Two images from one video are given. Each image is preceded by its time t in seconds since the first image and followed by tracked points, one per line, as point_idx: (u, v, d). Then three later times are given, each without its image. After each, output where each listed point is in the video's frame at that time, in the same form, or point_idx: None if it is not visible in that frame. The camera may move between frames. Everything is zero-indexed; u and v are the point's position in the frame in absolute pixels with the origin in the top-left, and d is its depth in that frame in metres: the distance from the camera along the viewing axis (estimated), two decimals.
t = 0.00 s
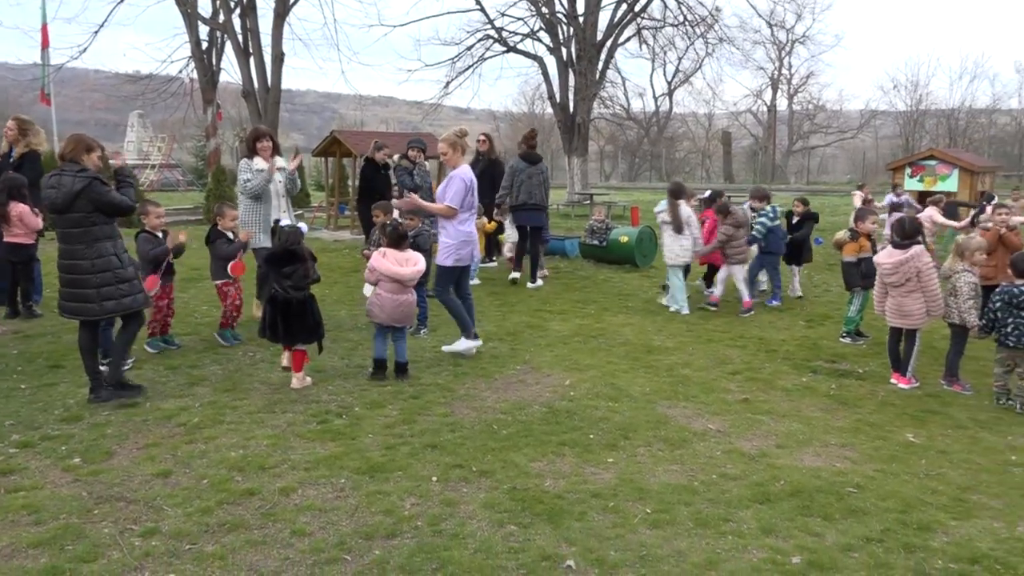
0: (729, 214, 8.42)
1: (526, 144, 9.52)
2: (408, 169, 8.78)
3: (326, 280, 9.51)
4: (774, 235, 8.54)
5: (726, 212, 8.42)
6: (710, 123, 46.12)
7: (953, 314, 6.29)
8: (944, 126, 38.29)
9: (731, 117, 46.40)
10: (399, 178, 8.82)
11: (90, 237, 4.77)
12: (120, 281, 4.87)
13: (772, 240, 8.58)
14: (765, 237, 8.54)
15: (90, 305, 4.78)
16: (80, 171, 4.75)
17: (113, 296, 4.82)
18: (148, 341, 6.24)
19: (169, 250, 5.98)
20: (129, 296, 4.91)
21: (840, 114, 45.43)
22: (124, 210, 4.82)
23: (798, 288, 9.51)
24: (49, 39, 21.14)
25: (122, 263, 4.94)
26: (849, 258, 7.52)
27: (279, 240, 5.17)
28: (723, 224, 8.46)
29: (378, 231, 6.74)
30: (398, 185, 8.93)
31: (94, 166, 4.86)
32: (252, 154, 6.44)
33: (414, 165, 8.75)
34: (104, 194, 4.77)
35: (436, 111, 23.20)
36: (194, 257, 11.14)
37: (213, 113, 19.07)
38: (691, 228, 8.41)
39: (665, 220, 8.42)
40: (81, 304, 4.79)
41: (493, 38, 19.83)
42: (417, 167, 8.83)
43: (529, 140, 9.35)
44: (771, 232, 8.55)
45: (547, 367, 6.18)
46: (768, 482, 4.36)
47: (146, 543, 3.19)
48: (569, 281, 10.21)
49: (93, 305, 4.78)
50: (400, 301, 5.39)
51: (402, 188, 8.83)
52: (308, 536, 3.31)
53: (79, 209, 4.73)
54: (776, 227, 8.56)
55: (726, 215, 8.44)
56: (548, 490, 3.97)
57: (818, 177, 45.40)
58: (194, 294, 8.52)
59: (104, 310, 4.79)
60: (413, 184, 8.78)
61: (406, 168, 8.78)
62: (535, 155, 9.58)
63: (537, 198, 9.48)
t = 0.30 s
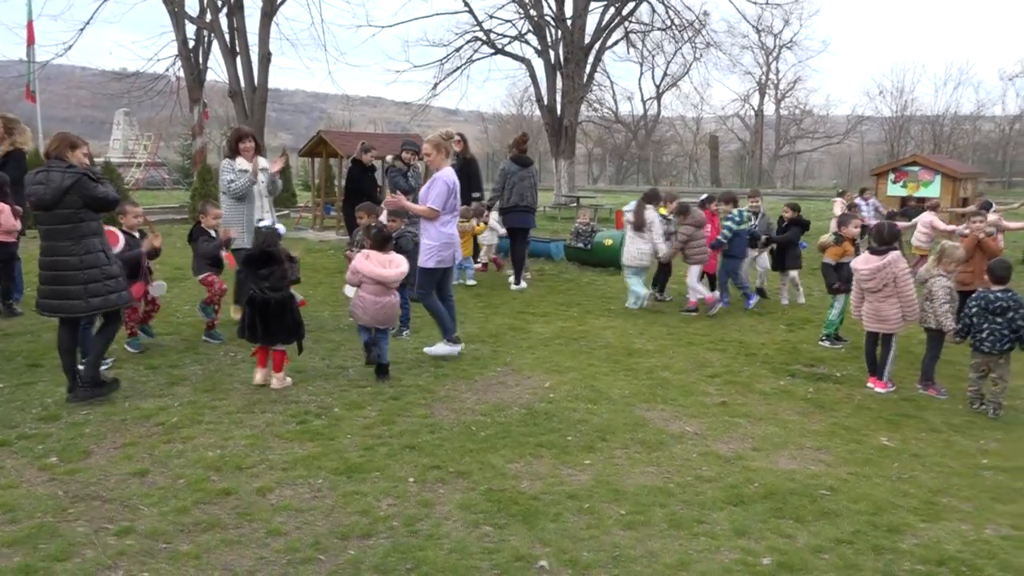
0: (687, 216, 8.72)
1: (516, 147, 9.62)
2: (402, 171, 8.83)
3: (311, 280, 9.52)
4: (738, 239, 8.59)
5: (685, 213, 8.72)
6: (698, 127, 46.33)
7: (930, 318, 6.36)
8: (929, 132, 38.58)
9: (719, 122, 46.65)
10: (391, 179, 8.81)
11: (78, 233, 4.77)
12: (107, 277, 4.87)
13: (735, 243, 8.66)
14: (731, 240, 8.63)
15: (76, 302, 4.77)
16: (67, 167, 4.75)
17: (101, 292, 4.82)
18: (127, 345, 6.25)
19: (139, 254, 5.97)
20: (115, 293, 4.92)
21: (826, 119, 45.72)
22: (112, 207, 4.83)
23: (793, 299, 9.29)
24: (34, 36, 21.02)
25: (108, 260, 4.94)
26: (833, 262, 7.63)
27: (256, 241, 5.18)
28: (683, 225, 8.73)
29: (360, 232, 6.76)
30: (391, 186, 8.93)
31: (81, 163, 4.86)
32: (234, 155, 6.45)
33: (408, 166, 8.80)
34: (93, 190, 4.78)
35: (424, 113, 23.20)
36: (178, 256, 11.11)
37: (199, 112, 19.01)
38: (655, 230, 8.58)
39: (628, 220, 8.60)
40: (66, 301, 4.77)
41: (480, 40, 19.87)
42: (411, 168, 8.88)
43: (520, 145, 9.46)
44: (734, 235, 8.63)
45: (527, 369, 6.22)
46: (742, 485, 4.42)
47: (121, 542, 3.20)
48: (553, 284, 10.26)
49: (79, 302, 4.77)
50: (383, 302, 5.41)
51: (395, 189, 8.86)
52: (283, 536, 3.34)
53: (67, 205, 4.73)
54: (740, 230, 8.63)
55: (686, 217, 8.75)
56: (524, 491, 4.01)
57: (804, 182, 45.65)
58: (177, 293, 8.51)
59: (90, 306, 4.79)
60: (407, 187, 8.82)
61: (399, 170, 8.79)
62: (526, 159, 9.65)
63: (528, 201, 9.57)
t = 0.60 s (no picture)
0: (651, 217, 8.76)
1: (500, 148, 9.66)
2: (399, 174, 8.99)
3: (294, 281, 9.53)
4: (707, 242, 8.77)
5: (649, 213, 8.80)
6: (685, 130, 46.54)
7: (905, 320, 6.45)
8: (914, 136, 38.83)
9: (706, 124, 46.86)
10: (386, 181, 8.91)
11: (67, 237, 4.78)
12: (91, 283, 4.87)
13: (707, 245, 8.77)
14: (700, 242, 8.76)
15: (57, 305, 4.76)
16: (63, 170, 4.78)
17: (83, 297, 4.82)
18: (108, 345, 6.25)
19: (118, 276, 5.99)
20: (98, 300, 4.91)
21: (813, 123, 45.98)
22: (102, 216, 4.82)
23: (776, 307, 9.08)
24: (18, 34, 20.91)
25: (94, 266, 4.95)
26: (814, 263, 7.65)
27: (225, 241, 5.24)
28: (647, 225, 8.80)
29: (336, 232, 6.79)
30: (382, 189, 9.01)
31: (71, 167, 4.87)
32: (211, 155, 6.47)
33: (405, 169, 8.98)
34: (85, 196, 4.79)
35: (412, 114, 23.22)
36: (161, 257, 11.10)
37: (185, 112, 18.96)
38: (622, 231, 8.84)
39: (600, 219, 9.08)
40: (48, 303, 4.78)
41: (468, 41, 19.91)
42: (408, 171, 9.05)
43: (503, 146, 9.54)
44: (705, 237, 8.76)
45: (507, 370, 6.26)
46: (715, 484, 4.48)
47: (94, 541, 3.22)
48: (537, 285, 10.32)
49: (60, 305, 4.77)
50: (358, 303, 5.46)
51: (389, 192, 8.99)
52: (257, 535, 3.37)
53: (58, 208, 4.74)
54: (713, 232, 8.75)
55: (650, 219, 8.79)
56: (498, 491, 4.05)
57: (790, 185, 45.87)
58: (158, 294, 8.51)
59: (70, 310, 4.78)
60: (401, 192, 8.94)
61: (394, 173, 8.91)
62: (510, 160, 9.70)
63: (515, 201, 9.67)
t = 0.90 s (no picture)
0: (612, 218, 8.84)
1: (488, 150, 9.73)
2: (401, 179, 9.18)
3: (279, 284, 9.53)
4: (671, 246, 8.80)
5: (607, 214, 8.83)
6: (673, 133, 46.73)
7: (885, 322, 6.52)
8: (899, 139, 39.06)
9: (694, 127, 47.03)
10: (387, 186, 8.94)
11: (53, 240, 4.78)
12: (77, 287, 4.89)
13: (672, 249, 8.81)
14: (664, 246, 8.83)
15: (43, 308, 4.77)
16: (49, 174, 4.75)
17: (69, 300, 4.83)
18: (103, 345, 6.32)
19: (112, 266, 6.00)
20: (84, 302, 4.92)
21: (800, 125, 46.21)
22: (87, 220, 4.82)
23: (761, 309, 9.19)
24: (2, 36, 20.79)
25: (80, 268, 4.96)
26: (792, 266, 7.80)
27: (205, 243, 5.24)
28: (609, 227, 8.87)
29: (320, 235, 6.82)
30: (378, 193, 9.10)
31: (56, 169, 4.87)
32: (191, 159, 6.50)
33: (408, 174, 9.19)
34: (73, 201, 4.79)
35: (399, 115, 23.23)
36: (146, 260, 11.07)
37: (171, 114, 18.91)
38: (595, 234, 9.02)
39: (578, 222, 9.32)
40: (35, 306, 4.78)
41: (455, 44, 19.95)
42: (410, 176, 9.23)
43: (493, 149, 9.59)
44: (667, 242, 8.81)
45: (490, 372, 6.29)
46: (695, 484, 4.52)
47: (72, 543, 3.24)
48: (523, 287, 10.37)
49: (47, 308, 4.78)
50: (343, 305, 5.47)
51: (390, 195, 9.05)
52: (236, 536, 3.38)
53: (44, 212, 4.73)
54: (682, 236, 8.80)
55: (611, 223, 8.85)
56: (478, 491, 4.08)
57: (777, 187, 46.09)
58: (142, 297, 8.49)
59: (58, 314, 4.79)
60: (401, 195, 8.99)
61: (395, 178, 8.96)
62: (499, 162, 9.77)
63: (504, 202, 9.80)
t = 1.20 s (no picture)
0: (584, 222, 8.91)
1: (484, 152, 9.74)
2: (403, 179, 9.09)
3: (267, 287, 9.53)
4: (648, 245, 8.95)
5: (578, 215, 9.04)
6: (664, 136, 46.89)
7: (869, 323, 6.58)
8: (888, 143, 39.27)
9: (684, 130, 47.20)
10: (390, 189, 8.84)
11: (35, 243, 4.78)
12: (57, 288, 4.91)
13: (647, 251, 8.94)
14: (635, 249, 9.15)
15: (24, 310, 4.78)
16: (30, 177, 4.74)
17: (50, 303, 4.84)
18: (76, 349, 6.25)
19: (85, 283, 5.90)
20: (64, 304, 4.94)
21: (790, 129, 46.43)
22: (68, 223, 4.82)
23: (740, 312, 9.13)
24: None
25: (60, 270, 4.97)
26: (771, 270, 7.82)
27: (201, 246, 5.27)
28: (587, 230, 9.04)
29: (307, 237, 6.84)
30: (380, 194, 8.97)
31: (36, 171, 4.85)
32: (179, 161, 6.47)
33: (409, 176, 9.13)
34: (53, 203, 4.79)
35: (389, 118, 23.21)
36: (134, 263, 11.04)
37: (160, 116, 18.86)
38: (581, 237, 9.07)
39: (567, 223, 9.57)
40: (15, 307, 4.79)
41: (445, 47, 19.97)
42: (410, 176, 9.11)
43: (489, 153, 9.60)
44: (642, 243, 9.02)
45: (476, 374, 6.32)
46: (678, 485, 4.55)
47: (54, 545, 3.24)
48: (511, 289, 10.40)
49: (28, 310, 4.79)
50: (332, 306, 5.49)
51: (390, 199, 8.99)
52: (218, 537, 3.39)
53: (25, 214, 4.72)
54: (658, 237, 8.93)
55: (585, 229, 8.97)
56: (462, 493, 4.10)
57: (768, 191, 46.28)
58: (129, 300, 8.47)
59: (38, 316, 4.81)
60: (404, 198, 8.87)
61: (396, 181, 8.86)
62: (496, 165, 9.81)
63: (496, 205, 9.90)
